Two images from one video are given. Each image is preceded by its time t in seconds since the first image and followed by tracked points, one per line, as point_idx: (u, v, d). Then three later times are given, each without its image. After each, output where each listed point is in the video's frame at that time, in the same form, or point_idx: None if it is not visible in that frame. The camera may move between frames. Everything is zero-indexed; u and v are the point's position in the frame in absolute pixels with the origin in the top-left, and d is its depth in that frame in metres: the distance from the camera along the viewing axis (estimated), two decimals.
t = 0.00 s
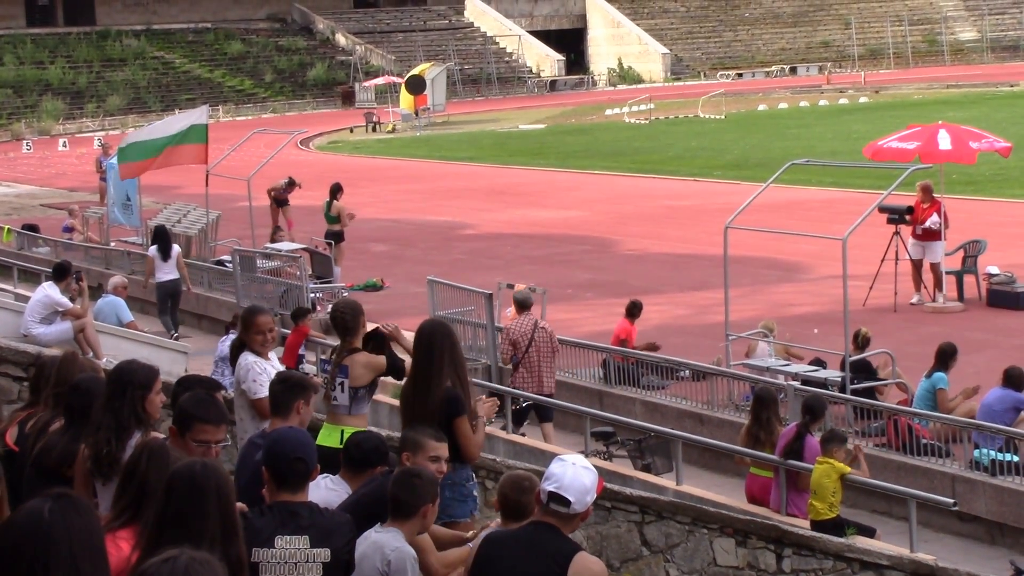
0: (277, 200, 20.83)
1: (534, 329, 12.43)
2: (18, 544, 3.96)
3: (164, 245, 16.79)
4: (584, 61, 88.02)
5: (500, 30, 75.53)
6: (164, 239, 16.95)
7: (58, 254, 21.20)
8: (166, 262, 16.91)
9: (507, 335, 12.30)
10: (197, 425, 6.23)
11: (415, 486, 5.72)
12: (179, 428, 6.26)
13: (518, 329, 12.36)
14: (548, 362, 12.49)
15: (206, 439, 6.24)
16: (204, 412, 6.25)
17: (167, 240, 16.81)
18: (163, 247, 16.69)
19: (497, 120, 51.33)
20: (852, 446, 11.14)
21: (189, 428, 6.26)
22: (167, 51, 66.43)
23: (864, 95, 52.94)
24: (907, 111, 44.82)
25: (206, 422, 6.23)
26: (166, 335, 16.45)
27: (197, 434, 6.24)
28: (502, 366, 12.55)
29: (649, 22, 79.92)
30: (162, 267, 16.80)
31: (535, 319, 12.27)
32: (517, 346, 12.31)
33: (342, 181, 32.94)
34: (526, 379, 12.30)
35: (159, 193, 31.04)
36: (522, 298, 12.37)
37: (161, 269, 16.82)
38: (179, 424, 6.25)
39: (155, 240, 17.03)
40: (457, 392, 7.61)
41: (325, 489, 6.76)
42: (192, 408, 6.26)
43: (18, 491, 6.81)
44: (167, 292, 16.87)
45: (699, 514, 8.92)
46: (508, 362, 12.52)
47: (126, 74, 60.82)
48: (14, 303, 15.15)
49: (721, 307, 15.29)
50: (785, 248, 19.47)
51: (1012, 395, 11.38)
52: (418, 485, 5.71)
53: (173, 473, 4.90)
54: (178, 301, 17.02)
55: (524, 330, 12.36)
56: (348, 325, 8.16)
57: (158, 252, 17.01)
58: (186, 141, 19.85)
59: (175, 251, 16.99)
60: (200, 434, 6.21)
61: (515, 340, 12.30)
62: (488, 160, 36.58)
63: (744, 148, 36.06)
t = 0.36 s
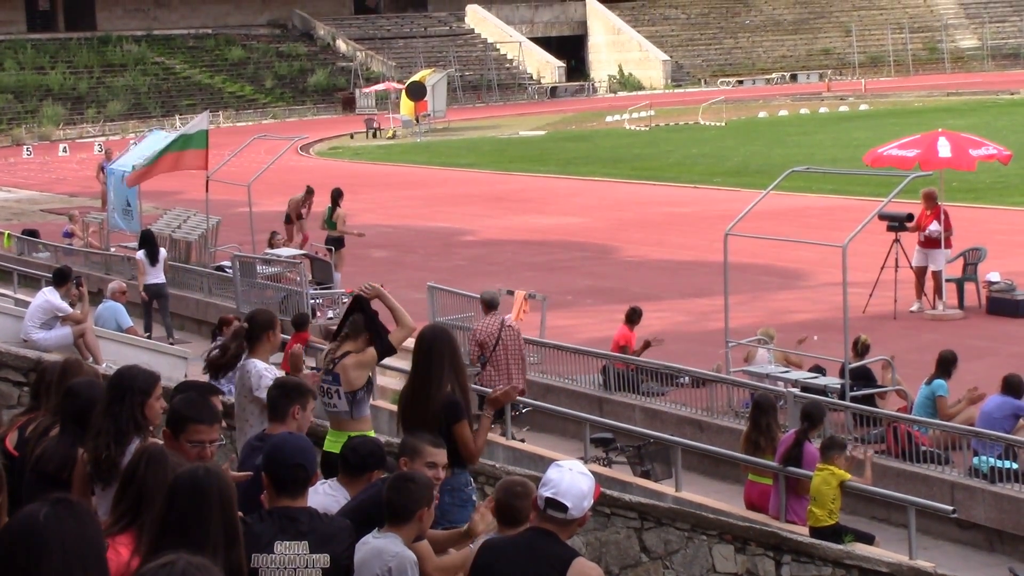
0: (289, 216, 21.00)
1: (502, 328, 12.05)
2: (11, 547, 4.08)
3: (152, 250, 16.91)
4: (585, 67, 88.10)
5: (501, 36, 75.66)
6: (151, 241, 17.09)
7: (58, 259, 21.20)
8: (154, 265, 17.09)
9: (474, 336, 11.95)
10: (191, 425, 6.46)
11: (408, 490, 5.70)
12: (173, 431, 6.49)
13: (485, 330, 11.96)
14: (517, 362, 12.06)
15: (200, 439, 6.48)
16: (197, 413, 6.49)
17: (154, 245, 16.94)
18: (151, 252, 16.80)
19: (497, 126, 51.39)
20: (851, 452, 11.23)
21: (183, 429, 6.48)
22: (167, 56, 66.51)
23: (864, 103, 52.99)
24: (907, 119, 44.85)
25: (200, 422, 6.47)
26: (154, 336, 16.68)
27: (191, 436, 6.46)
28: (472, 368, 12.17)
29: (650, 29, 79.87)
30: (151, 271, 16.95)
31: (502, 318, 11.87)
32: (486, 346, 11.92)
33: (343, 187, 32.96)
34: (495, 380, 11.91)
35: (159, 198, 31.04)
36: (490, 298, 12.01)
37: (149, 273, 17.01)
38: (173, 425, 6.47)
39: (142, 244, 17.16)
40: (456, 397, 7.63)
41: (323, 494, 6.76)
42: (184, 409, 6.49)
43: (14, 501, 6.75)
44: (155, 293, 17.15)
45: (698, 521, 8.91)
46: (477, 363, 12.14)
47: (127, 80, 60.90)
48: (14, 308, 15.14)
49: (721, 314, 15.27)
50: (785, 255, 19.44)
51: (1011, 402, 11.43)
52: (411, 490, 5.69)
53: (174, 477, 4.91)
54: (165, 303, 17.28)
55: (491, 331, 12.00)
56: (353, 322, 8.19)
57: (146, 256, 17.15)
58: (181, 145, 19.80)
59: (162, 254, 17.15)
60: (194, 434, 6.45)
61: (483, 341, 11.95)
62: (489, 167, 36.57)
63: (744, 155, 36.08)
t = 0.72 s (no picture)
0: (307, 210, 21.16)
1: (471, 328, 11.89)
2: None
3: (130, 247, 17.21)
4: (577, 69, 88.27)
5: (493, 36, 75.80)
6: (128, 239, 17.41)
7: (50, 259, 21.20)
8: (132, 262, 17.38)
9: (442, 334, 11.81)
10: (178, 425, 6.46)
11: (399, 491, 5.76)
12: (160, 430, 6.48)
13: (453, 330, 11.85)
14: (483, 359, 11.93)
15: (188, 437, 6.48)
16: (184, 410, 6.48)
17: (132, 242, 17.25)
18: (128, 248, 17.11)
19: (490, 127, 51.45)
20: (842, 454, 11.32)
21: (170, 428, 6.48)
22: (160, 57, 66.53)
23: (857, 104, 53.09)
24: (899, 119, 44.94)
25: (186, 419, 6.47)
26: (131, 332, 16.86)
27: (179, 434, 6.47)
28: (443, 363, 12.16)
29: (643, 30, 79.94)
30: (126, 268, 17.24)
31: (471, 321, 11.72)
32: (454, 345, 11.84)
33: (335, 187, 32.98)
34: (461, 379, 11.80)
35: (152, 199, 31.05)
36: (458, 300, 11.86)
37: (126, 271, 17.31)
38: (161, 426, 6.48)
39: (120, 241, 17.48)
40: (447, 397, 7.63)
41: (314, 495, 6.77)
42: (170, 408, 6.49)
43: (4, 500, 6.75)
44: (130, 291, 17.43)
45: (689, 521, 8.96)
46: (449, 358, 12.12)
47: (119, 81, 60.90)
48: (7, 310, 15.12)
49: (714, 314, 15.28)
50: (777, 255, 19.46)
51: (1002, 403, 11.47)
52: (401, 491, 5.76)
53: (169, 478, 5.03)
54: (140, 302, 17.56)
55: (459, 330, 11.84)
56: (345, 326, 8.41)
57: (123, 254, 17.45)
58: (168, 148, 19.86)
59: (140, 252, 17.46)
60: (182, 432, 6.45)
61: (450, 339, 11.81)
62: (482, 168, 36.58)
63: (736, 156, 36.13)
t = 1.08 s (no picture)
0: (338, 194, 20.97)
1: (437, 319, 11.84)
2: None
3: (103, 243, 17.27)
4: (562, 66, 88.19)
5: (478, 34, 75.71)
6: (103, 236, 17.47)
7: (35, 259, 21.15)
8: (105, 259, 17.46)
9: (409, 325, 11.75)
10: (163, 424, 6.44)
11: (379, 489, 5.80)
12: (146, 430, 6.46)
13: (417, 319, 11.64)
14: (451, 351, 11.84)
15: (174, 437, 6.46)
16: (169, 411, 6.46)
17: (105, 239, 17.30)
18: (102, 244, 17.19)
19: (476, 126, 51.41)
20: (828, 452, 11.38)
21: (155, 429, 6.46)
22: (145, 56, 66.30)
23: (842, 102, 53.16)
24: (885, 117, 45.01)
25: (172, 420, 6.44)
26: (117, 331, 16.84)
27: (165, 434, 6.45)
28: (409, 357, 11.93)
29: (628, 28, 79.92)
30: (100, 264, 17.32)
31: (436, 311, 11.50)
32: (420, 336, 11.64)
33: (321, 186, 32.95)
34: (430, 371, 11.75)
35: (137, 198, 30.99)
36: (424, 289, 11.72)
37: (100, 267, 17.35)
38: (146, 427, 6.45)
39: (94, 238, 17.57)
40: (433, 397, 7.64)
41: (301, 493, 6.77)
42: (154, 408, 6.46)
43: None
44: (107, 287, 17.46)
45: (677, 519, 8.96)
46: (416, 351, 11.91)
47: (104, 80, 60.64)
48: None
49: (700, 311, 15.27)
50: (764, 253, 19.46)
51: (988, 399, 11.49)
52: (382, 489, 5.78)
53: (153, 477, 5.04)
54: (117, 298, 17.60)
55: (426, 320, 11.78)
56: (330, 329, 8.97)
57: (97, 249, 17.54)
58: (122, 162, 19.82)
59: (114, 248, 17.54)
60: (167, 433, 6.43)
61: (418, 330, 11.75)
62: (467, 166, 36.56)
63: (721, 154, 36.18)
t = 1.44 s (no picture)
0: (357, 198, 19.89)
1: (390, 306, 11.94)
2: None
3: (66, 233, 17.80)
4: (542, 57, 88.16)
5: (458, 24, 75.62)
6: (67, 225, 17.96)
7: (12, 247, 21.10)
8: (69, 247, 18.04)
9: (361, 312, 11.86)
10: (142, 415, 6.42)
11: (362, 482, 5.76)
12: (124, 421, 6.46)
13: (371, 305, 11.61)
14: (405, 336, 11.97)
15: (152, 428, 6.44)
16: (148, 402, 6.44)
17: (69, 228, 17.81)
18: (65, 234, 17.67)
19: (456, 116, 51.38)
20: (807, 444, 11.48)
21: (134, 419, 6.45)
22: (124, 44, 66.03)
23: (822, 93, 53.24)
24: (864, 109, 45.08)
25: (151, 411, 6.42)
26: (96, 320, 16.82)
27: (143, 425, 6.44)
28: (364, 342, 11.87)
29: (609, 18, 79.91)
30: (65, 254, 17.86)
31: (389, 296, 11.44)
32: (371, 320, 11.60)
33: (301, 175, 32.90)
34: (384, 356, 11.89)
35: (116, 187, 30.92)
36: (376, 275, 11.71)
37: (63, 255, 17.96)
38: (123, 416, 6.45)
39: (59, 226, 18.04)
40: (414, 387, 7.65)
41: (278, 484, 6.83)
42: (132, 398, 6.46)
43: None
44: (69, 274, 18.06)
45: (654, 509, 9.08)
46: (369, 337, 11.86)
47: (82, 68, 60.39)
48: None
49: (678, 302, 15.28)
50: (742, 244, 19.49)
51: (965, 391, 11.51)
52: (365, 482, 5.74)
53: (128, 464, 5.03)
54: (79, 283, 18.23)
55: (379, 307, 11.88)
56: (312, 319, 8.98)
57: (61, 238, 18.04)
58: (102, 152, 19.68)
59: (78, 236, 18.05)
60: (146, 424, 6.41)
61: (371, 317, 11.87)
62: (447, 156, 36.52)
63: (701, 145, 36.20)
